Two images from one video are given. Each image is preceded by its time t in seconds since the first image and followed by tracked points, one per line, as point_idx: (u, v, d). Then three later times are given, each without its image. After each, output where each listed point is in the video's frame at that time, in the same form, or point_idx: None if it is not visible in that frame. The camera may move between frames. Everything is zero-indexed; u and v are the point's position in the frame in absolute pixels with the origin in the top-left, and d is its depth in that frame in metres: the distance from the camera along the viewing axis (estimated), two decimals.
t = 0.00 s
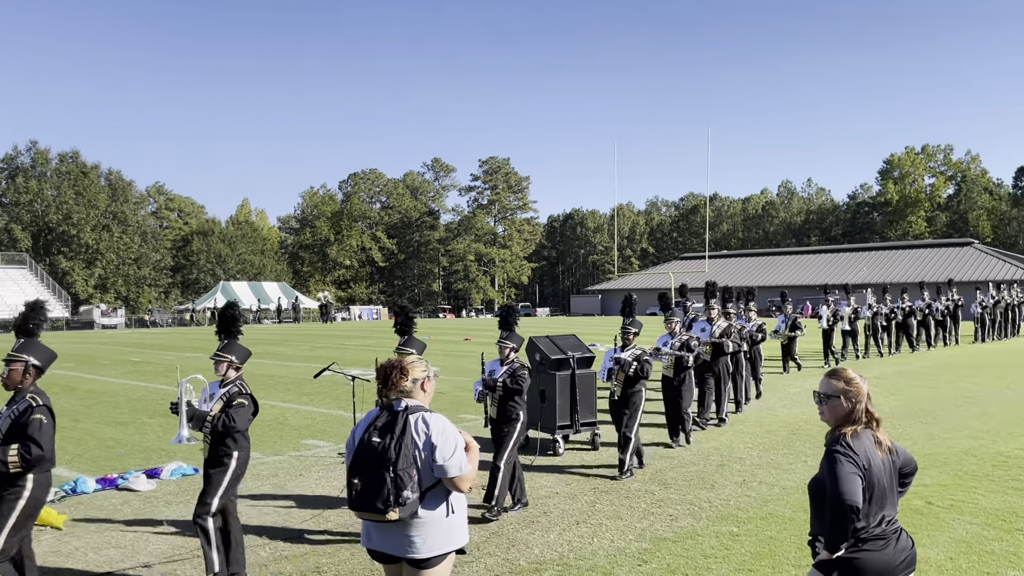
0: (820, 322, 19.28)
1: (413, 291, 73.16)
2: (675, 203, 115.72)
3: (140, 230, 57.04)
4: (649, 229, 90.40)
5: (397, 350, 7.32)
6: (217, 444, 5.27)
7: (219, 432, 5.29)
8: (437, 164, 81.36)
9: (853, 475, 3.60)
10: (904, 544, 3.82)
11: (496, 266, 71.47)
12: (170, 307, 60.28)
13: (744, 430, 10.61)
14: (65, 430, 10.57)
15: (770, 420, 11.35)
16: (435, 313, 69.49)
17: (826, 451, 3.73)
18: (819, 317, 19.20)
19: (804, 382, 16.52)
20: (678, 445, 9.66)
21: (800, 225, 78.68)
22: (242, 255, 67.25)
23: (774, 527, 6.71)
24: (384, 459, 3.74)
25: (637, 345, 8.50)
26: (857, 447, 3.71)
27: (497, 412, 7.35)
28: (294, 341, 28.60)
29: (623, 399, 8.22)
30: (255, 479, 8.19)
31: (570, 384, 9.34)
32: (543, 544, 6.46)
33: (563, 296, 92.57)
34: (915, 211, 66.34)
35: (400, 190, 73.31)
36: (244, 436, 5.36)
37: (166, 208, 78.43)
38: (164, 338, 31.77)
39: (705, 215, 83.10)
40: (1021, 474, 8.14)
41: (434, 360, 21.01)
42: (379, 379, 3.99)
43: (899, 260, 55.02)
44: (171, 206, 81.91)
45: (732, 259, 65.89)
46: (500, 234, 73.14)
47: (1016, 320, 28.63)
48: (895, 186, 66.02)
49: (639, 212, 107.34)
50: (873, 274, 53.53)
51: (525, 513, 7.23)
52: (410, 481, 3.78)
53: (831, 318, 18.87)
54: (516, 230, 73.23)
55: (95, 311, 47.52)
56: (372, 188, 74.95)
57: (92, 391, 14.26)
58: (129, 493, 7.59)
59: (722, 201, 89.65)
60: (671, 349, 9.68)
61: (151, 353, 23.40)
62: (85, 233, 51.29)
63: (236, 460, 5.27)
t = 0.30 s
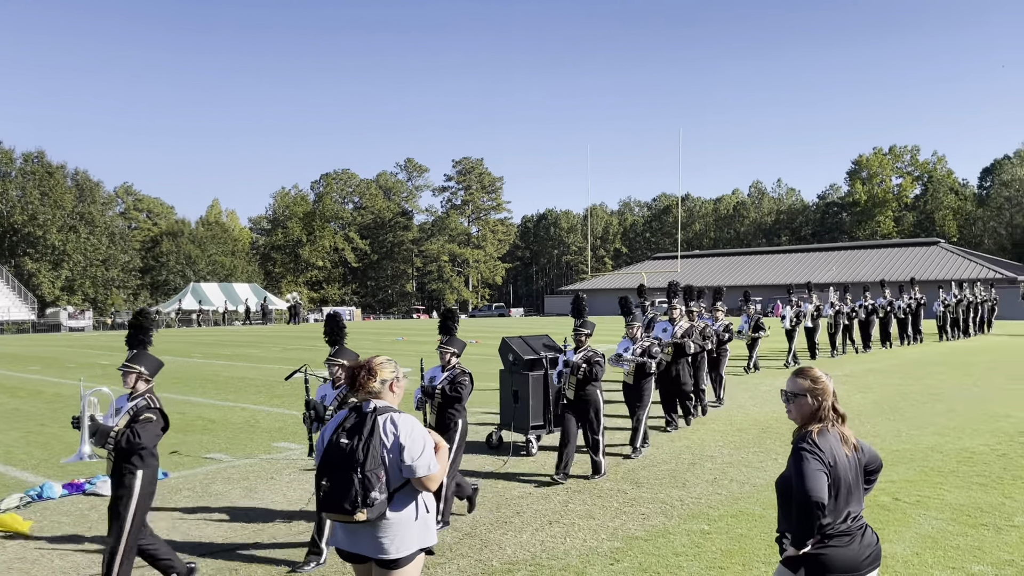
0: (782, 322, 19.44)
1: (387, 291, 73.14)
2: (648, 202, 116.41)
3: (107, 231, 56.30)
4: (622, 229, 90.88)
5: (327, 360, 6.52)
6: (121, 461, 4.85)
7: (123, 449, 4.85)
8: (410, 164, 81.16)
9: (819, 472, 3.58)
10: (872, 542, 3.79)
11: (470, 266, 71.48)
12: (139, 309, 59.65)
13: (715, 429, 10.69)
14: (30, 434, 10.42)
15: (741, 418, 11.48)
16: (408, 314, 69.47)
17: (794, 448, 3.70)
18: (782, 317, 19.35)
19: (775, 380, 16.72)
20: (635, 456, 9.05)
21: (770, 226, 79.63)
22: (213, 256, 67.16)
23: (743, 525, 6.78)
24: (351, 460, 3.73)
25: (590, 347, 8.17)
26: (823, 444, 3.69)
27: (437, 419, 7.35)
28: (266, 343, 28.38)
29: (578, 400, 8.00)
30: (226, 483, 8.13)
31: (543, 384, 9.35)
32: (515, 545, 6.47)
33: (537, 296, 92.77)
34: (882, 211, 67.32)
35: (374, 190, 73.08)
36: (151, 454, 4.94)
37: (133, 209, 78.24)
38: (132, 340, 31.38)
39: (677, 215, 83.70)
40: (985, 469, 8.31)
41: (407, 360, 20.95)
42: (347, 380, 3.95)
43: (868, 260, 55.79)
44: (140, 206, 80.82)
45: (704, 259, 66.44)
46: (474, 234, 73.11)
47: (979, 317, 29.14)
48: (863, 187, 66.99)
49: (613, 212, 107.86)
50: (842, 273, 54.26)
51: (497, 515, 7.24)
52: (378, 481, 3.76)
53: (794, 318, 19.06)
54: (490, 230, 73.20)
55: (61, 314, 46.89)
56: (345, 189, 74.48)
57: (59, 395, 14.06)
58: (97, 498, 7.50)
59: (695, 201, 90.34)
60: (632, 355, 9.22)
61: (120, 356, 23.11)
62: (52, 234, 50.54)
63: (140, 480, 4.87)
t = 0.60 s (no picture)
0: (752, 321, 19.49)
1: (365, 292, 72.77)
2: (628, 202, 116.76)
3: (81, 232, 55.60)
4: (601, 230, 91.08)
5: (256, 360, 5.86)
6: (25, 474, 4.62)
7: (24, 461, 4.62)
8: (388, 164, 80.91)
9: (793, 470, 3.57)
10: (846, 541, 3.78)
11: (449, 267, 71.37)
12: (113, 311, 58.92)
13: (694, 428, 10.76)
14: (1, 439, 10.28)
15: (718, 418, 11.55)
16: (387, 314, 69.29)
17: (769, 448, 3.69)
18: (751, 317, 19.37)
19: (752, 379, 16.85)
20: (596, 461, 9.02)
21: (747, 226, 80.24)
22: (188, 258, 67.39)
23: (721, 524, 6.82)
24: (330, 460, 3.70)
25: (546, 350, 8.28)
26: (797, 442, 3.68)
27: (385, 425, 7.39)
28: (244, 345, 28.16)
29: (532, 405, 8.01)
30: (201, 486, 8.06)
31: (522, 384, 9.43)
32: (494, 546, 6.46)
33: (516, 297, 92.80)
34: (858, 212, 67.54)
35: (352, 190, 72.79)
36: (58, 464, 4.74)
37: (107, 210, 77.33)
38: (106, 343, 31.04)
39: (656, 216, 83.93)
40: (958, 467, 8.42)
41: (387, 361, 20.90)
42: (325, 382, 3.93)
43: (844, 260, 56.28)
44: (115, 207, 79.80)
45: (682, 259, 66.75)
46: (453, 235, 72.78)
47: (950, 316, 29.56)
48: (838, 187, 67.58)
49: (592, 212, 108.21)
50: (818, 273, 54.72)
51: (476, 516, 7.25)
52: (356, 481, 3.73)
53: (763, 318, 19.10)
54: (468, 231, 72.99)
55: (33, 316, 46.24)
56: (322, 189, 73.90)
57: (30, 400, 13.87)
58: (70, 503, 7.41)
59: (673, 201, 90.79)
60: (596, 355, 9.11)
61: (94, 359, 22.86)
62: (24, 235, 49.77)
63: (51, 492, 4.67)
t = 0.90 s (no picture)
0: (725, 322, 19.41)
1: (348, 293, 72.53)
2: (611, 202, 117.07)
3: (59, 232, 55.15)
4: (585, 230, 91.28)
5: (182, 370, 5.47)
6: None
7: None
8: (371, 164, 80.70)
9: (775, 468, 3.57)
10: (827, 539, 3.79)
11: (432, 267, 71.27)
12: (93, 312, 58.47)
13: (676, 427, 10.81)
14: None
15: (700, 417, 11.62)
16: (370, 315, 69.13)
17: (749, 446, 3.69)
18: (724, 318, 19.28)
19: (734, 378, 16.94)
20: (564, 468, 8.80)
21: (729, 226, 80.73)
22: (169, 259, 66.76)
23: (704, 522, 6.86)
24: (315, 461, 3.66)
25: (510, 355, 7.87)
26: (779, 440, 3.69)
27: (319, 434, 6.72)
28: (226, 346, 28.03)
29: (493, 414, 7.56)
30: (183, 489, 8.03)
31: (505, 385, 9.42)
32: (477, 546, 6.46)
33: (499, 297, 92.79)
34: (839, 211, 67.93)
35: (334, 191, 72.54)
36: None
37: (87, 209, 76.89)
38: (85, 345, 30.75)
39: (639, 215, 84.21)
40: (937, 464, 8.51)
41: (370, 362, 20.85)
42: (308, 383, 3.87)
43: (825, 259, 56.73)
44: (94, 207, 79.08)
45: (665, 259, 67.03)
46: (436, 235, 72.57)
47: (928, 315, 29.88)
48: (820, 187, 67.97)
49: (575, 212, 108.44)
50: (800, 273, 55.08)
51: (459, 516, 7.26)
52: (342, 482, 3.70)
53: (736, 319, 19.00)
54: (452, 231, 72.85)
55: (11, 318, 45.84)
56: (305, 189, 73.46)
57: (8, 402, 13.73)
58: (49, 506, 7.35)
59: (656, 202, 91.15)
60: (560, 358, 8.86)
61: (73, 360, 22.66)
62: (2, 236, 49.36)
63: None
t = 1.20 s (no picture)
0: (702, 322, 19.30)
1: (335, 293, 72.35)
2: (598, 202, 117.35)
3: (43, 233, 54.74)
4: (572, 229, 91.44)
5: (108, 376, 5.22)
6: None
7: None
8: (358, 164, 80.47)
9: (760, 465, 3.58)
10: (812, 535, 3.80)
11: (419, 267, 71.08)
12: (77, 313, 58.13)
13: (662, 426, 10.84)
14: None
15: (687, 416, 11.65)
16: (358, 315, 68.98)
17: (735, 444, 3.69)
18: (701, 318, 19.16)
19: (721, 377, 17.00)
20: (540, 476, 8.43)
21: (716, 225, 81.05)
22: (155, 259, 67.09)
23: (692, 520, 6.88)
24: (305, 462, 3.60)
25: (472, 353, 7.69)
26: (765, 438, 3.69)
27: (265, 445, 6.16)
28: (212, 346, 27.91)
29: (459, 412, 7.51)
30: (169, 489, 7.97)
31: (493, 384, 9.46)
32: (464, 545, 6.46)
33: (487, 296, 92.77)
34: (824, 211, 68.27)
35: (321, 190, 72.27)
36: None
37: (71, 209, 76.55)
38: (69, 345, 30.53)
39: (626, 215, 84.44)
40: (922, 461, 8.58)
41: (358, 362, 20.80)
42: (298, 383, 3.81)
43: (812, 258, 57.00)
44: (79, 207, 78.53)
45: (652, 259, 67.08)
46: (424, 235, 72.39)
47: (912, 314, 30.07)
48: (806, 187, 68.24)
49: (563, 212, 108.53)
50: (786, 272, 55.32)
51: (448, 515, 7.25)
52: (333, 483, 3.64)
53: (715, 318, 18.94)
54: (440, 230, 72.70)
55: None
56: (292, 189, 73.12)
57: None
58: (33, 508, 7.28)
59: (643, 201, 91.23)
60: (532, 363, 8.68)
61: (58, 360, 22.48)
62: None
63: None
